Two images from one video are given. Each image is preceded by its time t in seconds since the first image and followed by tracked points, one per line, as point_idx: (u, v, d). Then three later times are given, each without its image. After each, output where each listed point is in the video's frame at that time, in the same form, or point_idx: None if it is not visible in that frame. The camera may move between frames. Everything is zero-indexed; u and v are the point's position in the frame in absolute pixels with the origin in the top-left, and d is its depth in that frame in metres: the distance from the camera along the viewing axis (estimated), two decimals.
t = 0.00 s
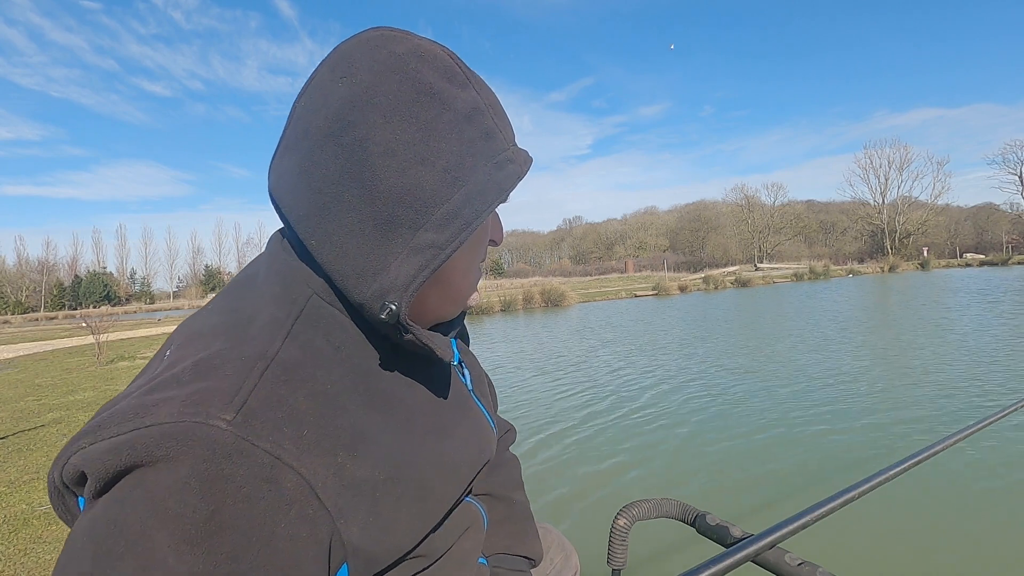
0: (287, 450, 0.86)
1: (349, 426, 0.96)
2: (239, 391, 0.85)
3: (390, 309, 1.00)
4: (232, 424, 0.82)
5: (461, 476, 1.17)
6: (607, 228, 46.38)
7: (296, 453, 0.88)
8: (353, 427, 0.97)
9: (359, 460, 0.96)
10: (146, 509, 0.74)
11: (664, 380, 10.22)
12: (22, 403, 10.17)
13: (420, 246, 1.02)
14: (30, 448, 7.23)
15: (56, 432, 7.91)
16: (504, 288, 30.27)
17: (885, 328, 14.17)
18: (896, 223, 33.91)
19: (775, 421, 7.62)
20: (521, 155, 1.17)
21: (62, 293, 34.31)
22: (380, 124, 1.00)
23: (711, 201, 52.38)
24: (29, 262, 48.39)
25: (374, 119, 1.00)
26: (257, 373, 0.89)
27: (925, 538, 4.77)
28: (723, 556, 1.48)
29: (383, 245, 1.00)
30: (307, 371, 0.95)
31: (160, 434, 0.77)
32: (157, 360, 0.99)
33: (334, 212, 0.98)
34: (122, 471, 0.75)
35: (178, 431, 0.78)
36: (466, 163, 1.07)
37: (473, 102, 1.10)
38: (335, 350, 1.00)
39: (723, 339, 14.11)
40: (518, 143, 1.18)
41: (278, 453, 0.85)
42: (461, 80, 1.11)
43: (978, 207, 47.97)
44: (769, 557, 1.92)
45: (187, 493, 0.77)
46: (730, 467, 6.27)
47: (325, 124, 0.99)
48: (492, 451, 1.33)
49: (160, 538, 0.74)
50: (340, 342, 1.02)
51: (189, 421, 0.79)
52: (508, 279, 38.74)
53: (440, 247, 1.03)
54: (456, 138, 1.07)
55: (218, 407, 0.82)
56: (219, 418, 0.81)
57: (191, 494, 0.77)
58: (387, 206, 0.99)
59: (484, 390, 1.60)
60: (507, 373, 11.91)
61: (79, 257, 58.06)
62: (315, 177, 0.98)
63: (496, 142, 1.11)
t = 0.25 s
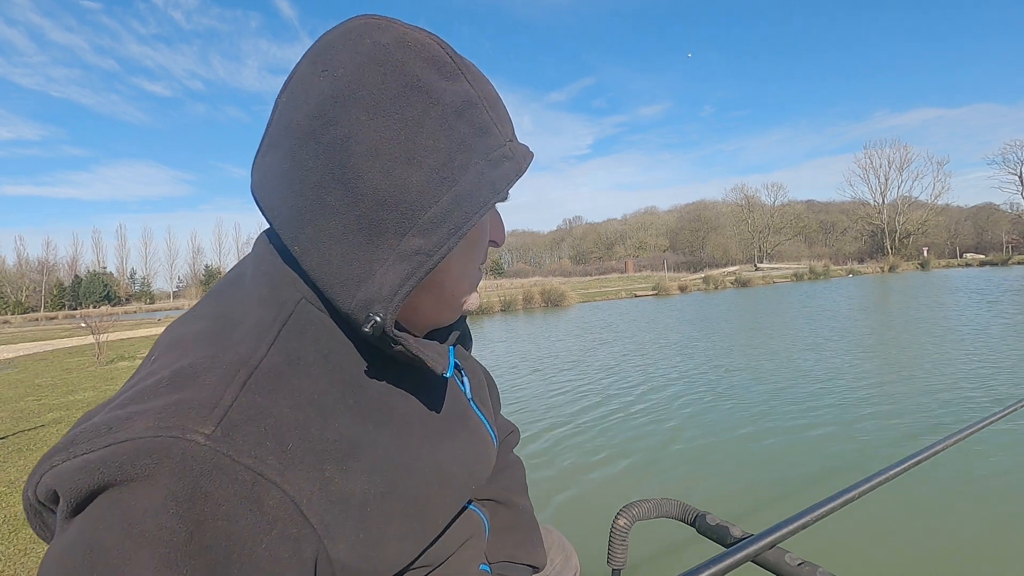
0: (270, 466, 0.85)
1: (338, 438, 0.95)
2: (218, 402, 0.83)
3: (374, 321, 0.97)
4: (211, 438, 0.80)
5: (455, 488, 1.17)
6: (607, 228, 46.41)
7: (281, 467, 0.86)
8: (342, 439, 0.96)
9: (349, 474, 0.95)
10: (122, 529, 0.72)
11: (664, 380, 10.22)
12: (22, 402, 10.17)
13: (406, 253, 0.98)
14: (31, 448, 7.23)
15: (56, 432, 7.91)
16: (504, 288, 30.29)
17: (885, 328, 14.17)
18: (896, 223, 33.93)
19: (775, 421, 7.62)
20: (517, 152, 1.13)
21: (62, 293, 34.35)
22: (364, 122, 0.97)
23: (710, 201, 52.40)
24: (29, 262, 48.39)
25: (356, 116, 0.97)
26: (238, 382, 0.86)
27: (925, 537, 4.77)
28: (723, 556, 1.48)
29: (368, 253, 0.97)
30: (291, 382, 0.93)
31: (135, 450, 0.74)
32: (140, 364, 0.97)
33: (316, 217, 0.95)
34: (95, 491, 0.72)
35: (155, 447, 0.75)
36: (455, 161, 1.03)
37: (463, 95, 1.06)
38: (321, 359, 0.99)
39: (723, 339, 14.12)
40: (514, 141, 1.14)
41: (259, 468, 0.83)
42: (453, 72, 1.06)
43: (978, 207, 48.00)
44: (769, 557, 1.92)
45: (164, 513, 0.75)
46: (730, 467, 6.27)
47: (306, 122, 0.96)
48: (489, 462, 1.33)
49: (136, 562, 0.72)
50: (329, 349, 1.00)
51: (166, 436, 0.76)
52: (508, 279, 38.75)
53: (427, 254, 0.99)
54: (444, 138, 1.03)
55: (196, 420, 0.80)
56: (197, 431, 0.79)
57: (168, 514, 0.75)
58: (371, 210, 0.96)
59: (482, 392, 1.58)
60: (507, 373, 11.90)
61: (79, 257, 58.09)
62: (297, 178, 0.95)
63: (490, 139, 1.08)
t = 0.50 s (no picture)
0: (253, 472, 0.84)
1: (328, 443, 0.95)
2: (200, 406, 0.83)
3: (350, 334, 0.97)
4: (191, 443, 0.79)
5: (453, 492, 1.16)
6: (607, 228, 46.41)
7: (265, 474, 0.86)
8: (333, 445, 0.96)
9: (339, 481, 0.95)
10: (100, 535, 0.71)
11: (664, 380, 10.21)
12: (22, 403, 10.16)
13: (383, 260, 0.97)
14: (31, 448, 7.22)
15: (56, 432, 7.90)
16: (504, 288, 30.29)
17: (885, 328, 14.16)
18: (896, 223, 33.90)
19: (774, 421, 7.61)
20: (503, 147, 1.12)
21: (63, 293, 34.36)
22: (339, 122, 0.95)
23: (710, 201, 52.38)
24: (29, 262, 48.39)
25: (330, 115, 0.95)
26: (222, 386, 0.86)
27: (925, 538, 4.77)
28: (723, 556, 1.47)
29: (345, 260, 0.96)
30: (276, 386, 0.92)
31: (114, 455, 0.73)
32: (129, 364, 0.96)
33: (292, 221, 0.94)
34: (71, 500, 0.71)
35: (134, 452, 0.74)
36: (434, 160, 1.02)
37: (444, 87, 1.04)
38: (311, 361, 0.98)
39: (723, 339, 14.10)
40: (502, 136, 1.12)
41: (242, 475, 0.83)
42: (432, 66, 1.04)
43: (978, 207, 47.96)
44: (769, 557, 1.91)
45: (143, 521, 0.74)
46: (730, 467, 6.26)
47: (279, 122, 0.95)
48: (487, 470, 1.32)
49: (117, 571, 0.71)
50: (318, 351, 1.00)
51: (146, 441, 0.76)
52: (508, 279, 38.72)
53: (403, 260, 0.98)
54: (423, 137, 1.01)
55: (176, 425, 0.79)
56: (177, 436, 0.79)
57: (147, 522, 0.74)
58: (346, 215, 0.95)
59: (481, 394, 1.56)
60: (507, 373, 11.90)
61: (79, 256, 58.09)
62: (273, 182, 0.94)
63: (472, 135, 1.06)
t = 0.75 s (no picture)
0: (246, 482, 0.83)
1: (323, 450, 0.94)
2: (191, 414, 0.81)
3: (346, 339, 0.96)
4: (181, 452, 0.78)
5: (450, 498, 1.17)
6: (607, 229, 46.43)
7: (258, 482, 0.85)
8: (328, 453, 0.95)
9: (335, 490, 0.94)
10: (88, 546, 0.70)
11: (664, 380, 10.20)
12: (22, 402, 10.16)
13: (380, 264, 0.97)
14: (32, 448, 7.23)
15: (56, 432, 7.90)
16: (504, 288, 30.31)
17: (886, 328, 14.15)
18: (896, 223, 33.91)
19: (775, 421, 7.61)
20: (505, 149, 1.11)
21: (63, 292, 34.39)
22: (338, 123, 0.94)
23: (711, 201, 52.38)
24: (30, 262, 48.42)
25: (326, 116, 0.94)
26: (214, 392, 0.85)
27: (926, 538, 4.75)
28: (723, 556, 1.47)
29: (342, 263, 0.95)
30: (268, 392, 0.91)
31: (101, 465, 0.71)
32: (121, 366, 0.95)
33: (287, 224, 0.94)
34: (57, 512, 0.69)
35: (124, 461, 0.73)
36: (432, 162, 1.01)
37: (443, 87, 1.03)
38: (305, 365, 0.98)
39: (723, 339, 14.10)
40: (503, 138, 1.13)
41: (234, 485, 0.81)
42: (431, 66, 1.03)
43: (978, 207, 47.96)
44: (769, 557, 1.91)
45: (133, 532, 0.72)
46: (731, 467, 6.26)
47: (276, 123, 0.94)
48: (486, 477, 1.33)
49: None
50: (313, 357, 0.99)
51: (135, 451, 0.74)
52: (508, 279, 38.72)
53: (400, 265, 0.98)
54: (419, 138, 1.00)
55: (167, 434, 0.78)
56: (167, 445, 0.77)
57: (136, 534, 0.72)
58: (342, 217, 0.94)
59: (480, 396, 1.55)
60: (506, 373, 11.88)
61: (80, 256, 58.13)
62: (269, 185, 0.94)
63: (472, 136, 1.06)
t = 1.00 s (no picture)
0: (210, 469, 0.92)
1: (295, 438, 1.04)
2: (154, 402, 0.91)
3: (284, 340, 1.03)
4: (143, 436, 0.87)
5: (430, 490, 1.25)
6: (607, 228, 46.43)
7: (223, 468, 0.94)
8: (301, 442, 1.04)
9: (307, 479, 1.03)
10: (56, 529, 0.79)
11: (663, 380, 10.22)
12: (23, 403, 10.16)
13: (307, 256, 1.00)
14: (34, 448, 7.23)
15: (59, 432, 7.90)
16: (504, 288, 30.30)
17: (885, 328, 14.16)
18: (896, 223, 33.92)
19: (774, 421, 7.63)
20: (440, 120, 1.08)
21: (63, 292, 34.36)
22: (253, 119, 0.99)
23: (711, 201, 52.39)
24: (29, 263, 48.42)
25: (248, 112, 0.99)
26: (180, 379, 0.94)
27: (926, 538, 4.76)
28: (723, 556, 1.48)
29: (276, 255, 1.01)
30: (236, 384, 1.00)
31: (66, 448, 0.80)
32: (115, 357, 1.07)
33: (230, 220, 1.02)
34: (29, 497, 0.79)
35: (89, 444, 0.82)
36: (349, 144, 1.01)
37: (361, 64, 1.02)
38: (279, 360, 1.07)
39: (723, 339, 14.12)
40: (439, 109, 1.09)
41: (196, 470, 0.90)
42: (349, 43, 1.03)
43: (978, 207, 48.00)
44: (769, 557, 1.92)
45: (95, 513, 0.81)
46: (730, 467, 6.28)
47: (215, 126, 1.02)
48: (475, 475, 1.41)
49: (77, 567, 0.80)
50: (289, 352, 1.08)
51: (99, 434, 0.83)
52: (508, 279, 38.69)
53: (321, 255, 1.00)
54: (332, 120, 1.00)
55: (130, 418, 0.87)
56: (130, 429, 0.86)
57: (99, 515, 0.81)
58: (268, 210, 0.99)
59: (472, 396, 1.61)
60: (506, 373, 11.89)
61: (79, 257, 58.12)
62: (216, 186, 1.03)
63: (396, 112, 1.04)
